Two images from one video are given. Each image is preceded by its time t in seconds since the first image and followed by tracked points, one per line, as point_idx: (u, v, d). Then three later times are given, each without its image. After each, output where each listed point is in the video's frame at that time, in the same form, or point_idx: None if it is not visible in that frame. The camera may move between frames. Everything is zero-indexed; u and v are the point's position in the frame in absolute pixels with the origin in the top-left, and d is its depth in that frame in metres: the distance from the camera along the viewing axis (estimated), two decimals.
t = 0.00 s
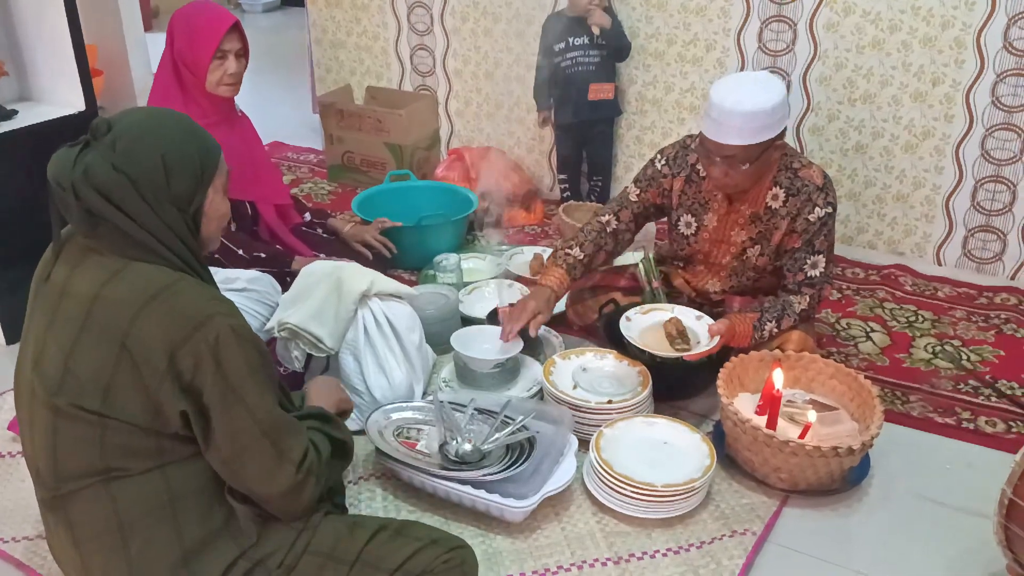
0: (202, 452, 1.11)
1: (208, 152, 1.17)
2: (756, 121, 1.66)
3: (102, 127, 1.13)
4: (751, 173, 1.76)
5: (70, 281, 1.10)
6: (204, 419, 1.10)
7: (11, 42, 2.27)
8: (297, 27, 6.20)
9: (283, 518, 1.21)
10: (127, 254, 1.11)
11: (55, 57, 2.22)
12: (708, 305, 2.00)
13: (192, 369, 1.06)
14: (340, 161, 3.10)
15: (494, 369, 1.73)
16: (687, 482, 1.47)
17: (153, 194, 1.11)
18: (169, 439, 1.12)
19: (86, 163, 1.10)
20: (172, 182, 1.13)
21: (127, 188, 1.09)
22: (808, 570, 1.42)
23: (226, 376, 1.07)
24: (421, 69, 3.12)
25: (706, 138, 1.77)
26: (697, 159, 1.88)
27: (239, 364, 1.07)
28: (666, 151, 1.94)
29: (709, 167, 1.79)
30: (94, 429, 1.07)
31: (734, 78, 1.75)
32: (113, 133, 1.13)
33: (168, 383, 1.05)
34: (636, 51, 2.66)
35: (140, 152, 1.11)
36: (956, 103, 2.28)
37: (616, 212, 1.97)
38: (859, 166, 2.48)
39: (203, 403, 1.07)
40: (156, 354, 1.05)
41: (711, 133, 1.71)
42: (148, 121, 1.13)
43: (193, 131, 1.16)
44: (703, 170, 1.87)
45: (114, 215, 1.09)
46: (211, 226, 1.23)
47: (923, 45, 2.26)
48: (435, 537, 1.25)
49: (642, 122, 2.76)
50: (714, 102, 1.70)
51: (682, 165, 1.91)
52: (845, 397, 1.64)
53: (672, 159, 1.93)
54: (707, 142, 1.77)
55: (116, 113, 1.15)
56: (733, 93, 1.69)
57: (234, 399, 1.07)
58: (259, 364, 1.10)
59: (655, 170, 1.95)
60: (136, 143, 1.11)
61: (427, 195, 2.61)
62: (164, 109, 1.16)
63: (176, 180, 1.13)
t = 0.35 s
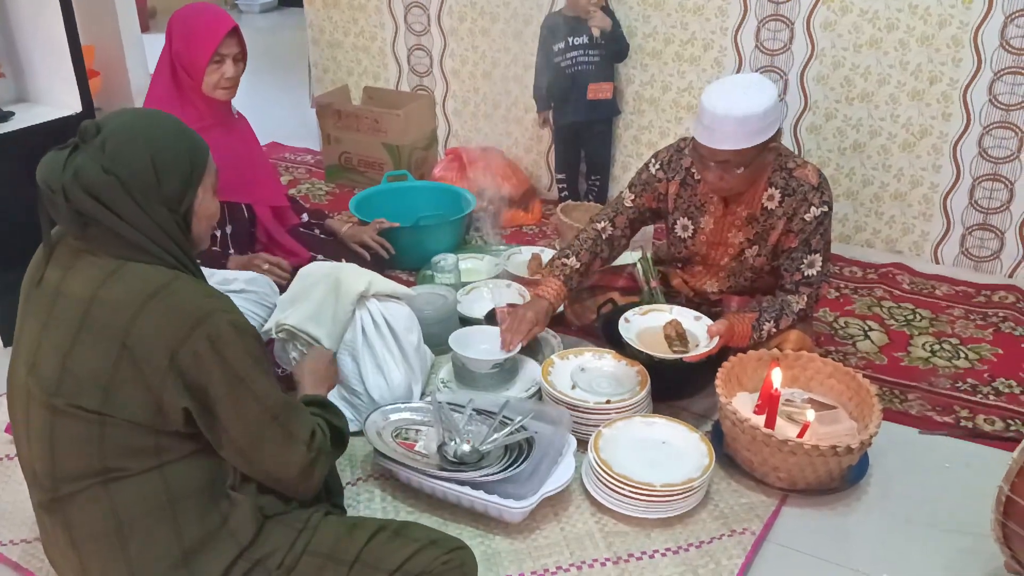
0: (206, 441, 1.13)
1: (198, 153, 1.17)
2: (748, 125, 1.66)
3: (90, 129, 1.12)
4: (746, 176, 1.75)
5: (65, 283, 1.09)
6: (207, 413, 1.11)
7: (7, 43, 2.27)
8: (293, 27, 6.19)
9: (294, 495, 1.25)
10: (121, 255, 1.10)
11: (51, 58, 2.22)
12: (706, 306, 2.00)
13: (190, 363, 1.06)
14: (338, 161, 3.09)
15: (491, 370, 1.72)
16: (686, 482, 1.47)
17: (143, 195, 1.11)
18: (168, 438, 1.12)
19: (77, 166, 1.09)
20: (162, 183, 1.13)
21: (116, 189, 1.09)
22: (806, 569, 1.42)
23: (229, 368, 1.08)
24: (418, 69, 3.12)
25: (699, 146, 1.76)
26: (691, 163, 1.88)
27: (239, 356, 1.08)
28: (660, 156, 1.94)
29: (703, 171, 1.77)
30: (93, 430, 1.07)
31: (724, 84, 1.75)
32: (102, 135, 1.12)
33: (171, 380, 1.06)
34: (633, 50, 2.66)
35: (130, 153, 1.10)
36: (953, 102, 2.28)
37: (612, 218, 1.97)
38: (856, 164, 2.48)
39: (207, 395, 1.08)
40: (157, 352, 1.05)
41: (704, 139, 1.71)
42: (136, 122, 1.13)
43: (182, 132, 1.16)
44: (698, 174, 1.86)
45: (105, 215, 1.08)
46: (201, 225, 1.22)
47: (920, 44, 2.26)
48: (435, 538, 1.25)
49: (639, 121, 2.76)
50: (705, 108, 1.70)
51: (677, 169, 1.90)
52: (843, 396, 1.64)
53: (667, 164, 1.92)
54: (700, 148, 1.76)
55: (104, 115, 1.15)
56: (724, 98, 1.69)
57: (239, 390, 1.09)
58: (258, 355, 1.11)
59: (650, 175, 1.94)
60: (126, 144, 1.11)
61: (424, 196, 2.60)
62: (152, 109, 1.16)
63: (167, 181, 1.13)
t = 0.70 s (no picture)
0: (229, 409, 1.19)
1: (212, 147, 1.19)
2: (748, 125, 1.65)
3: (106, 126, 1.13)
4: (747, 176, 1.75)
5: (89, 272, 1.10)
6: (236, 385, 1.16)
7: (7, 43, 2.27)
8: (294, 27, 6.19)
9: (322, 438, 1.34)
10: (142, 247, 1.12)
11: (52, 58, 2.22)
12: (706, 306, 2.00)
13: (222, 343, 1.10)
14: (338, 161, 3.09)
15: (491, 370, 1.72)
16: (686, 483, 1.46)
17: (161, 189, 1.13)
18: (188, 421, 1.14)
19: (95, 162, 1.10)
20: (179, 178, 1.14)
21: (135, 185, 1.10)
22: (806, 570, 1.42)
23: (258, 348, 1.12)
24: (418, 69, 3.12)
25: (700, 144, 1.76)
26: (692, 163, 1.88)
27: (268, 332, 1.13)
28: (660, 156, 1.93)
29: (704, 171, 1.77)
30: (120, 413, 1.08)
31: (724, 84, 1.75)
32: (119, 131, 1.13)
33: (204, 361, 1.10)
34: (634, 51, 2.66)
35: (148, 149, 1.12)
36: (953, 102, 2.28)
37: (613, 219, 1.97)
38: (857, 165, 2.48)
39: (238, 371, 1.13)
40: (189, 336, 1.08)
41: (705, 139, 1.70)
42: (154, 119, 1.14)
43: (196, 127, 1.17)
44: (698, 174, 1.86)
45: (125, 210, 1.10)
46: (216, 217, 1.24)
47: (921, 45, 2.26)
48: (437, 539, 1.25)
49: (639, 121, 2.76)
50: (705, 108, 1.70)
51: (677, 169, 1.90)
52: (842, 397, 1.64)
53: (667, 164, 1.92)
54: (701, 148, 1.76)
55: (118, 112, 1.15)
56: (724, 99, 1.69)
57: (269, 361, 1.15)
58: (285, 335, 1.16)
59: (650, 175, 1.94)
60: (142, 140, 1.12)
61: (424, 197, 2.60)
62: (165, 106, 1.17)
63: (184, 176, 1.15)
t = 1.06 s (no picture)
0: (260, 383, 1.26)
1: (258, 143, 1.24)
2: (751, 121, 1.65)
3: (160, 117, 1.18)
4: (748, 173, 1.76)
5: (141, 249, 1.13)
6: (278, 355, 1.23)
7: (8, 40, 2.27)
8: (295, 25, 6.19)
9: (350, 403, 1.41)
10: (192, 230, 1.16)
11: (53, 55, 2.22)
12: (706, 304, 2.00)
13: (274, 316, 1.17)
14: (338, 158, 3.09)
15: (492, 367, 1.72)
16: (686, 480, 1.46)
17: (212, 178, 1.17)
18: (227, 392, 1.21)
19: (149, 152, 1.14)
20: (227, 169, 1.19)
21: (188, 174, 1.15)
22: (807, 568, 1.42)
23: (303, 324, 1.21)
24: (419, 66, 3.11)
25: (703, 140, 1.76)
26: (694, 160, 1.87)
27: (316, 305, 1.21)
28: (661, 154, 1.93)
29: (704, 167, 1.78)
30: (172, 380, 1.14)
31: (728, 79, 1.74)
32: (170, 123, 1.17)
33: (256, 334, 1.17)
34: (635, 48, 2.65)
35: (201, 141, 1.17)
36: (955, 100, 2.28)
37: (615, 218, 1.96)
38: (858, 163, 2.48)
39: (284, 346, 1.21)
40: (246, 310, 1.15)
41: (708, 134, 1.70)
42: (205, 113, 1.19)
43: (244, 124, 1.23)
44: (700, 171, 1.86)
45: (176, 195, 1.14)
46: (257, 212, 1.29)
47: (923, 42, 2.25)
48: (441, 538, 1.26)
49: (641, 119, 2.75)
50: (709, 103, 1.70)
51: (678, 167, 1.90)
52: (843, 395, 1.63)
53: (668, 162, 1.92)
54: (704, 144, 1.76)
55: (171, 106, 1.20)
56: (727, 94, 1.69)
57: (315, 334, 1.23)
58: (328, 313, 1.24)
59: (651, 174, 1.93)
60: (195, 133, 1.17)
61: (425, 195, 2.60)
62: (216, 102, 1.23)
63: (232, 168, 1.20)
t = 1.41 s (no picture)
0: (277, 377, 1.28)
1: (286, 147, 1.29)
2: (745, 113, 1.65)
3: (196, 118, 1.22)
4: (739, 167, 1.73)
5: (173, 241, 1.16)
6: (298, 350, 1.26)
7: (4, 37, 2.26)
8: (293, 22, 6.18)
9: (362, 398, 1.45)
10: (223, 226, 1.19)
11: (49, 53, 2.22)
12: (705, 300, 1.99)
13: (298, 309, 1.21)
14: (336, 156, 3.08)
15: (490, 365, 1.71)
16: (683, 478, 1.46)
17: (244, 177, 1.21)
18: (247, 385, 1.23)
19: (186, 150, 1.18)
20: (259, 169, 1.24)
21: (221, 171, 1.19)
22: (804, 565, 1.42)
23: (326, 318, 1.24)
24: (417, 64, 3.11)
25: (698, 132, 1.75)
26: (693, 157, 1.87)
27: (337, 301, 1.25)
28: (660, 152, 1.93)
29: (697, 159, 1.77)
30: (198, 367, 1.16)
31: (730, 74, 1.74)
32: (206, 124, 1.22)
33: (281, 326, 1.20)
34: (633, 45, 2.65)
35: (235, 141, 1.21)
36: (953, 97, 2.27)
37: (614, 218, 1.96)
38: (855, 160, 2.48)
39: (306, 339, 1.24)
40: (273, 303, 1.18)
41: (703, 125, 1.70)
42: (240, 116, 1.24)
43: (274, 128, 1.28)
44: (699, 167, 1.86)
45: (211, 193, 1.18)
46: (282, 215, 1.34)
47: (920, 39, 2.25)
48: (441, 537, 1.26)
49: (638, 116, 2.75)
50: (706, 94, 1.70)
51: (677, 164, 1.90)
52: (841, 392, 1.63)
53: (667, 160, 1.91)
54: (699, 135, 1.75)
55: (204, 109, 1.25)
56: (725, 87, 1.69)
57: (334, 329, 1.27)
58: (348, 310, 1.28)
59: (650, 172, 1.94)
60: (229, 133, 1.22)
61: (424, 192, 2.60)
62: (248, 107, 1.28)
63: (263, 168, 1.24)
